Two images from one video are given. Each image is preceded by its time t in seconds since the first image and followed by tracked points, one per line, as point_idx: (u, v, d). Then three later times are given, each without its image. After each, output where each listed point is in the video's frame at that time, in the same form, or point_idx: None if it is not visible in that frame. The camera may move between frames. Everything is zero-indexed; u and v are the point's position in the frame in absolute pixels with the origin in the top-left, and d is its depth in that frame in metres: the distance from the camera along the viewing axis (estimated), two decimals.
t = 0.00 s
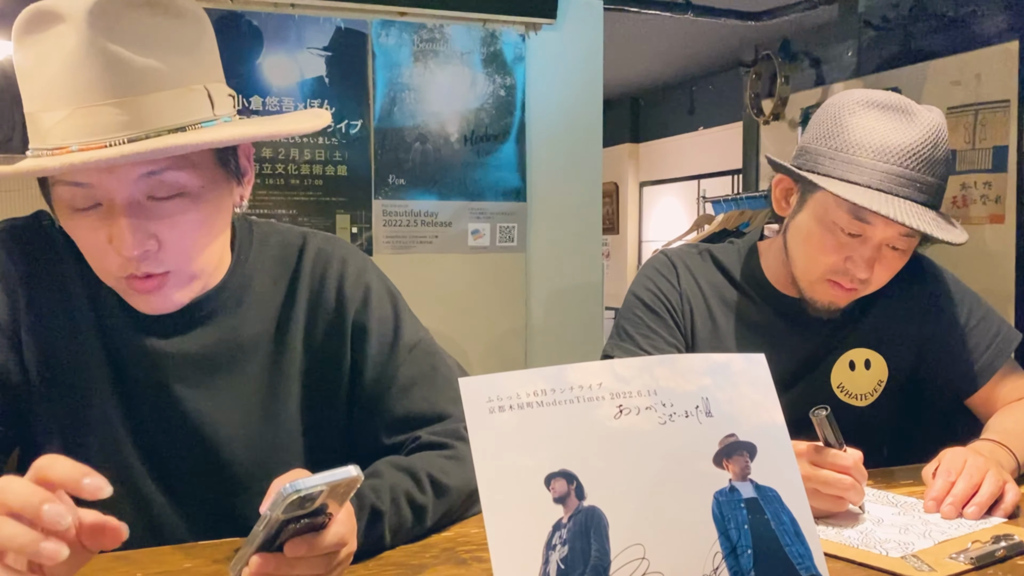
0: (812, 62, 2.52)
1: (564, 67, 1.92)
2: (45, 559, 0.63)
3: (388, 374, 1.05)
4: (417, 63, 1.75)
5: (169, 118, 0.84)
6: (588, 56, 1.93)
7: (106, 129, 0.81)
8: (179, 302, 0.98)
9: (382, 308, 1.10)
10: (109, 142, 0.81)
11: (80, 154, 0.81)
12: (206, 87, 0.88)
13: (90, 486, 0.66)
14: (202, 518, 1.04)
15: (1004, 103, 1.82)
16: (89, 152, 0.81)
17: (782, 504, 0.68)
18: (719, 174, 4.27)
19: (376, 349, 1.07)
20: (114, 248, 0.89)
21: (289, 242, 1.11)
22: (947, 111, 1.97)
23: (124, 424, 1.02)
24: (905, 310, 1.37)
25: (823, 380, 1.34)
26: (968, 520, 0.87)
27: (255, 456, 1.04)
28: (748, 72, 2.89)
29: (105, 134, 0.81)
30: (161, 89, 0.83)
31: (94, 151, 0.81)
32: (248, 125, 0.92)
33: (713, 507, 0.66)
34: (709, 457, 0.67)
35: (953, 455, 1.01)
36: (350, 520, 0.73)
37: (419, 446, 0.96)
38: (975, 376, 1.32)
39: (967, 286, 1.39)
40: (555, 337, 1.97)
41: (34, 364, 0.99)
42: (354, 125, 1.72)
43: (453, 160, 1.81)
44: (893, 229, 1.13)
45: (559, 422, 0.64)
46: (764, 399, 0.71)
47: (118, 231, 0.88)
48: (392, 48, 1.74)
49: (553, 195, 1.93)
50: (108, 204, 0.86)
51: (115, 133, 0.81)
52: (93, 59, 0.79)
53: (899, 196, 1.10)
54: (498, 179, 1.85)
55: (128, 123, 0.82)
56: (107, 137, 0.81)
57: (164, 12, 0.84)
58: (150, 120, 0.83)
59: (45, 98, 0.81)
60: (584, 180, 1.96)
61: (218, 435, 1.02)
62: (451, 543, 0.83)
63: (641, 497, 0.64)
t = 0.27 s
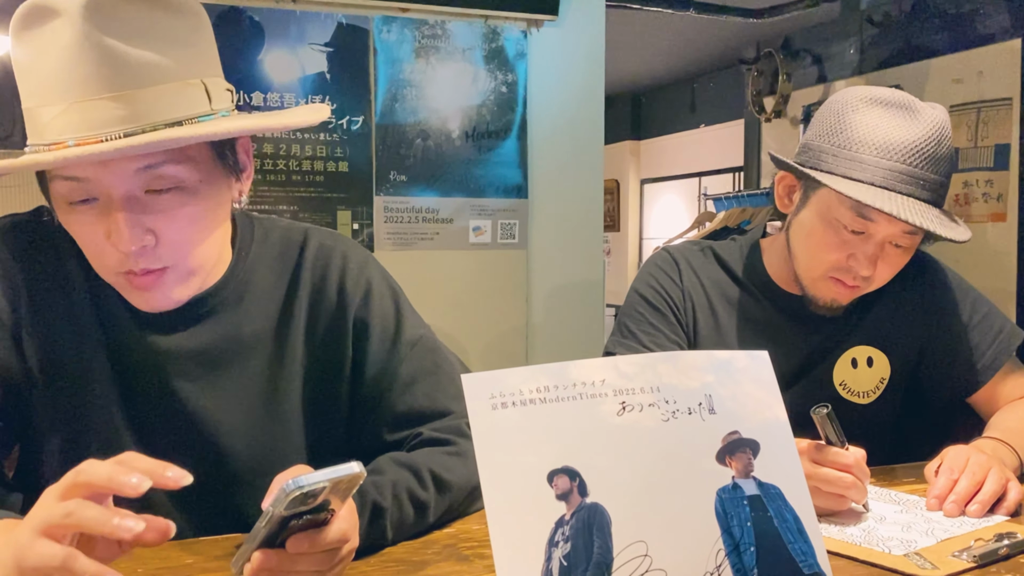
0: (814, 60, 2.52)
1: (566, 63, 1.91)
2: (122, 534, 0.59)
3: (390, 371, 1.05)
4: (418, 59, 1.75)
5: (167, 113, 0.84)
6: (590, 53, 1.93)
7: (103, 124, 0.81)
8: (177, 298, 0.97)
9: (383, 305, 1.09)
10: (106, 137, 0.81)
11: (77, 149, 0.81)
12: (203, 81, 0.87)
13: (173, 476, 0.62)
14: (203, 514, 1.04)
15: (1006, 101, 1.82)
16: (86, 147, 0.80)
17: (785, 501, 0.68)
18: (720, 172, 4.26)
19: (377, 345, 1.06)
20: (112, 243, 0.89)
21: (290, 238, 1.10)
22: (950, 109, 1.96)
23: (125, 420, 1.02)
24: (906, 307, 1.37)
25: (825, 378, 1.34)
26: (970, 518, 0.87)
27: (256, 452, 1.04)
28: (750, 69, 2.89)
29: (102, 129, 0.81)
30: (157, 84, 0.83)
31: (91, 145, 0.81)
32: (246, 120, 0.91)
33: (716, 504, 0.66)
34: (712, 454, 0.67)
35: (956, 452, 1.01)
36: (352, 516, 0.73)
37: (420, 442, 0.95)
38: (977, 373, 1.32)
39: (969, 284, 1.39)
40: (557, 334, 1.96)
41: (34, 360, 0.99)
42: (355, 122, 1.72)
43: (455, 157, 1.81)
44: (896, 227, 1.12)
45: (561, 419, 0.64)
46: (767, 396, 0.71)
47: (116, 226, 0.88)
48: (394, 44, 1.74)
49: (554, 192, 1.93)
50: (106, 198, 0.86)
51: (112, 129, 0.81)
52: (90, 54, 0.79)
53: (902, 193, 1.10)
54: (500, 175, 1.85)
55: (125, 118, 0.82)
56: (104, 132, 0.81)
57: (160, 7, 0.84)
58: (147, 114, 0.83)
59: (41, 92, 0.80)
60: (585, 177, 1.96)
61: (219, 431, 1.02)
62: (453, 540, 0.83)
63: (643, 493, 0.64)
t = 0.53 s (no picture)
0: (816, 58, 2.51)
1: (569, 60, 1.91)
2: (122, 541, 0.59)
3: (392, 367, 1.04)
4: (420, 56, 1.75)
5: (172, 104, 0.84)
6: (592, 50, 1.92)
7: (107, 115, 0.81)
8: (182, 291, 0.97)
9: (386, 301, 1.09)
10: (111, 128, 0.81)
11: (81, 140, 0.81)
12: (208, 74, 0.87)
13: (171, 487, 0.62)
14: (205, 509, 1.04)
15: (1009, 100, 1.82)
16: (91, 138, 0.81)
17: (788, 499, 0.68)
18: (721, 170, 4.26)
19: (380, 342, 1.06)
20: (115, 234, 0.90)
21: (293, 235, 1.11)
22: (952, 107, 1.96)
23: (127, 415, 1.02)
24: (909, 305, 1.37)
25: (827, 376, 1.33)
26: (973, 516, 0.87)
27: (258, 448, 1.03)
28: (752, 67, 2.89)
29: (107, 120, 0.81)
30: (163, 76, 0.83)
31: (95, 136, 0.81)
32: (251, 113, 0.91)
33: (720, 501, 0.65)
34: (716, 451, 0.67)
35: (958, 450, 1.01)
36: (356, 512, 0.72)
37: (422, 439, 0.95)
38: (978, 372, 1.32)
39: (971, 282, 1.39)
40: (558, 331, 1.96)
41: (37, 354, 0.99)
42: (357, 118, 1.72)
43: (457, 153, 1.81)
44: (901, 223, 1.12)
45: (565, 415, 0.64)
46: (771, 394, 0.71)
47: (119, 217, 0.89)
48: (396, 40, 1.74)
49: (555, 189, 1.92)
50: (109, 189, 0.87)
51: (117, 119, 0.81)
52: (95, 46, 0.79)
53: (906, 191, 1.10)
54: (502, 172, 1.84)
55: (130, 108, 0.81)
56: (109, 123, 0.81)
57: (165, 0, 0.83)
58: (152, 106, 0.83)
59: (47, 83, 0.80)
60: (587, 174, 1.95)
61: (221, 427, 1.02)
62: (455, 536, 0.83)
63: (647, 490, 0.64)
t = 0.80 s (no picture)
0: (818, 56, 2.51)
1: (571, 58, 1.91)
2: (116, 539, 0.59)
3: (394, 364, 1.04)
4: (422, 53, 1.75)
5: (175, 105, 0.84)
6: (594, 47, 1.92)
7: (110, 116, 0.80)
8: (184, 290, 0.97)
9: (388, 299, 1.09)
10: (113, 128, 0.81)
11: (84, 141, 0.81)
12: (210, 73, 0.87)
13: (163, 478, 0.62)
14: (207, 506, 1.04)
15: (1011, 99, 1.82)
16: (93, 139, 0.80)
17: (790, 497, 0.68)
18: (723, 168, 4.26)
19: (382, 339, 1.06)
20: (119, 234, 0.89)
21: (295, 233, 1.11)
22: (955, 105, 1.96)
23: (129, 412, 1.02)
24: (910, 304, 1.37)
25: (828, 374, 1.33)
26: (975, 515, 0.87)
27: (259, 446, 1.03)
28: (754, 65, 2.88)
29: (109, 121, 0.81)
30: (165, 76, 0.83)
31: (98, 137, 0.81)
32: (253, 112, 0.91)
33: (721, 500, 0.65)
34: (718, 449, 0.67)
35: (961, 449, 1.01)
36: (357, 509, 0.72)
37: (424, 436, 0.95)
38: (980, 371, 1.32)
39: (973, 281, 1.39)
40: (560, 330, 1.96)
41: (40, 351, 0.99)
42: (359, 115, 1.72)
43: (458, 151, 1.81)
44: (901, 217, 1.12)
45: (567, 413, 0.64)
46: (773, 392, 0.71)
47: (123, 217, 0.88)
48: (398, 37, 1.73)
49: (557, 187, 1.92)
50: (112, 189, 0.86)
51: (119, 120, 0.81)
52: (97, 46, 0.79)
53: (907, 184, 1.10)
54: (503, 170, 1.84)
55: (132, 109, 0.81)
56: (111, 123, 0.81)
57: None
58: (155, 106, 0.82)
59: (50, 82, 0.80)
60: (589, 172, 1.95)
61: (223, 424, 1.02)
62: (457, 534, 0.83)
63: (649, 488, 0.64)
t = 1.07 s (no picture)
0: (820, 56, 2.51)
1: (573, 56, 1.90)
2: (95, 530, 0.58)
3: (395, 363, 1.05)
4: (424, 51, 1.74)
5: (172, 114, 0.83)
6: (597, 45, 1.91)
7: (106, 127, 0.80)
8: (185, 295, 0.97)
9: (390, 297, 1.10)
10: (110, 139, 0.80)
11: (82, 151, 0.80)
12: (208, 80, 0.87)
13: (135, 463, 0.61)
14: (210, 505, 1.05)
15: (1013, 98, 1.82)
16: (90, 150, 0.80)
17: (792, 496, 0.68)
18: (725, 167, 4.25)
19: (384, 337, 1.07)
20: (119, 244, 0.85)
21: (298, 231, 1.11)
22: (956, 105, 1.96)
23: (132, 411, 1.02)
24: (910, 304, 1.37)
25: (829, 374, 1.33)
26: (979, 516, 0.87)
27: (261, 445, 1.04)
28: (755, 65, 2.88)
29: (105, 132, 0.80)
30: (161, 86, 0.83)
31: (95, 148, 0.80)
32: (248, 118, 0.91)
33: (723, 499, 0.66)
34: (719, 448, 0.67)
35: (963, 450, 1.01)
36: (358, 507, 0.73)
37: (426, 435, 0.96)
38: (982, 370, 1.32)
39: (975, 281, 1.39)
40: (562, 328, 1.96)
41: (42, 351, 0.99)
42: (361, 114, 1.72)
43: (460, 149, 1.81)
44: (864, 163, 1.24)
45: (569, 412, 0.64)
46: (775, 391, 0.71)
47: (122, 226, 0.84)
48: (400, 35, 1.73)
49: (558, 186, 1.92)
50: (111, 198, 0.83)
51: (116, 130, 0.80)
52: (92, 54, 0.78)
53: (859, 133, 1.22)
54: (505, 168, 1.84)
55: (127, 120, 0.81)
56: (108, 134, 0.80)
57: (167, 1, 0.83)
58: (152, 116, 0.82)
59: (48, 93, 0.80)
60: (592, 170, 1.94)
61: (225, 424, 1.02)
62: (459, 532, 0.83)
63: (650, 487, 0.64)
